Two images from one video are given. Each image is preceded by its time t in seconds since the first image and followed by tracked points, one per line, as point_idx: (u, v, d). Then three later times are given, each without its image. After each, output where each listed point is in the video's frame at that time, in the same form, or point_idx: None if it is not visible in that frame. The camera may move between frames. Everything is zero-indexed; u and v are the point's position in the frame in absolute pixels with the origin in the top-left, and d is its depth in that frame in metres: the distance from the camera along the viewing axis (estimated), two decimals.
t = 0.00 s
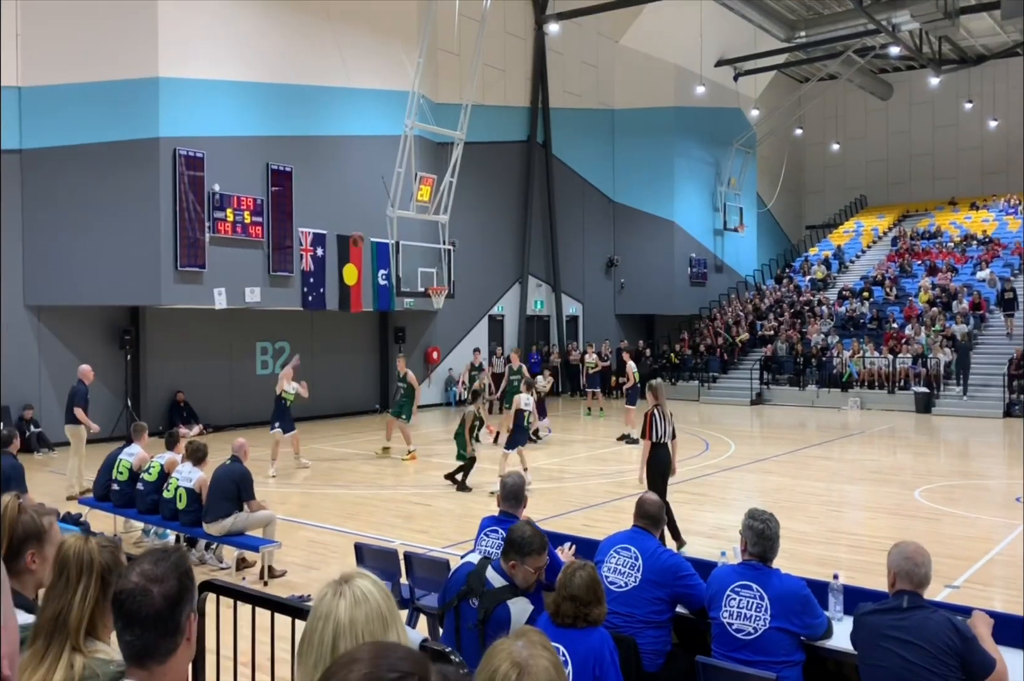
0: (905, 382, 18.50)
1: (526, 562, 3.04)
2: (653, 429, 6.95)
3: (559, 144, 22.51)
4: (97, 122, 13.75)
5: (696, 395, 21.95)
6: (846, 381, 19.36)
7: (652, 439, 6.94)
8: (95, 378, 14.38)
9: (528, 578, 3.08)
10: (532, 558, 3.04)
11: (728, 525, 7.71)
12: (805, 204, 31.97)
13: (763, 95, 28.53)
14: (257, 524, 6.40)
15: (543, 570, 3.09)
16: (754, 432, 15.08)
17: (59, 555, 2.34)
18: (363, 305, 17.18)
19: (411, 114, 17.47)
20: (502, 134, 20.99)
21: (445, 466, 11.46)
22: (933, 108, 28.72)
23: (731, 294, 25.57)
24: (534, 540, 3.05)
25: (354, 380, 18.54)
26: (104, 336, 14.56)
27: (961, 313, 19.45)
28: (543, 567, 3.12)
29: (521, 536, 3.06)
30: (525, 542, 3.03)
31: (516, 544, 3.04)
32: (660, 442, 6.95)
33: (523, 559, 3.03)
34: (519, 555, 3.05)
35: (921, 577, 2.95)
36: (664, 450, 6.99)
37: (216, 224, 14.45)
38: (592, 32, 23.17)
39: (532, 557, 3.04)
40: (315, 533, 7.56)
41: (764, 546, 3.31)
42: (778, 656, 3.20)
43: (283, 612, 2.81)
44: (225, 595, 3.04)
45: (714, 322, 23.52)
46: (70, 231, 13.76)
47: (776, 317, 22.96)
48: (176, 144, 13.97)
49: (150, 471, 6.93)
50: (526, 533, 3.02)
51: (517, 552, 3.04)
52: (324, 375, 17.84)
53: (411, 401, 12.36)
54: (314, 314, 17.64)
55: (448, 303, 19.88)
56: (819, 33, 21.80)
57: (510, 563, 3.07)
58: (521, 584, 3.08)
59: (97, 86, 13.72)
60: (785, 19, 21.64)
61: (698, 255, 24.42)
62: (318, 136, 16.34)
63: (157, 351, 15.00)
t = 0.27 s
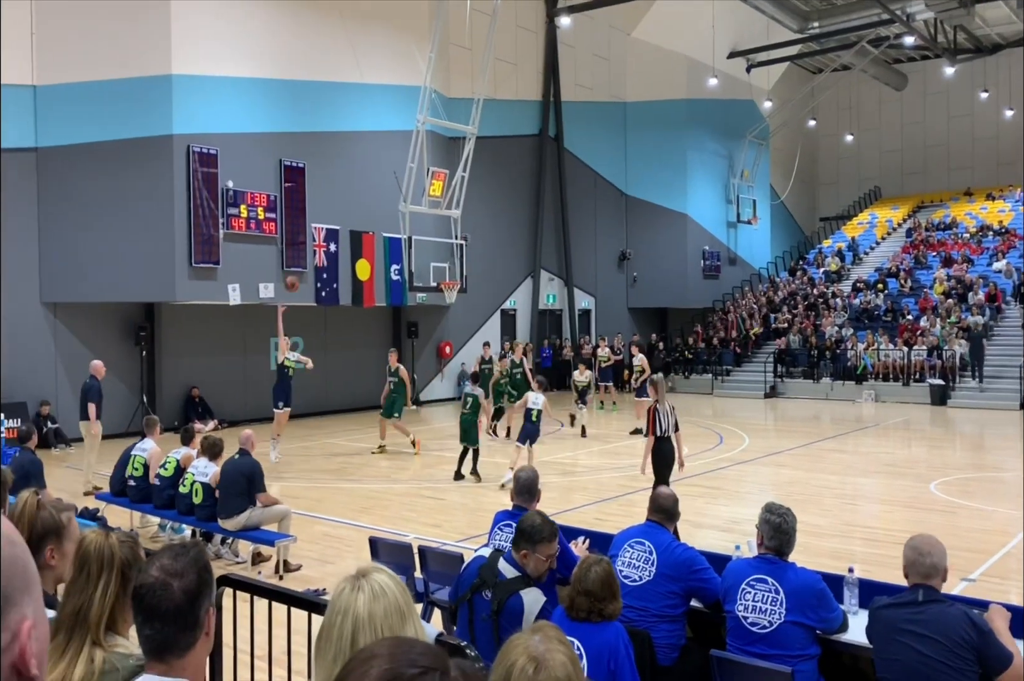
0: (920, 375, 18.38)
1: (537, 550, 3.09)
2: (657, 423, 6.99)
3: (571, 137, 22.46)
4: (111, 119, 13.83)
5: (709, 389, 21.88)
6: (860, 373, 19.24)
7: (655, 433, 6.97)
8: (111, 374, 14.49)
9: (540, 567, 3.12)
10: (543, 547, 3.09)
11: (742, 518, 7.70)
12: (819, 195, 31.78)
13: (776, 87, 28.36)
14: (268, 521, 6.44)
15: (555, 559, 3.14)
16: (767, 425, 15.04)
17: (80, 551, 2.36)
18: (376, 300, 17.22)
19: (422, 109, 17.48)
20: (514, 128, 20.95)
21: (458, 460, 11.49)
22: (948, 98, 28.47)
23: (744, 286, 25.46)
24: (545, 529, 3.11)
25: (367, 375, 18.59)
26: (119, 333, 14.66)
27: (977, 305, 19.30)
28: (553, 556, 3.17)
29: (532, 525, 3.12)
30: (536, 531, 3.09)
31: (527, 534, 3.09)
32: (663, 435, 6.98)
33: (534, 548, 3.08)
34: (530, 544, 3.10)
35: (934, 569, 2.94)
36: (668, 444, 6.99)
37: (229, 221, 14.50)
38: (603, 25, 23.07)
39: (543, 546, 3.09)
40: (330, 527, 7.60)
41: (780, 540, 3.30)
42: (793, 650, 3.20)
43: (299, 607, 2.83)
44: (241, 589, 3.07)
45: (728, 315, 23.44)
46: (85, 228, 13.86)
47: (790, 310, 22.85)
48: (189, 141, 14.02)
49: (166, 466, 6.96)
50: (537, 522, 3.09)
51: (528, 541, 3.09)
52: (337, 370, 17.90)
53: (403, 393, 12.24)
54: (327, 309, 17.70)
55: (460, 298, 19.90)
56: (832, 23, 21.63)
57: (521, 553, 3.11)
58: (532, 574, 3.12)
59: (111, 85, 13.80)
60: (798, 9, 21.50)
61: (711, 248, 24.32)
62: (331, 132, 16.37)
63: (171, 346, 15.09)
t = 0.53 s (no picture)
0: (926, 365, 18.34)
1: (540, 539, 3.08)
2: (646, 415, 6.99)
3: (576, 129, 22.44)
4: (115, 115, 13.84)
5: (715, 380, 21.86)
6: (866, 363, 19.20)
7: (644, 425, 6.98)
8: (117, 369, 14.53)
9: (543, 554, 3.11)
10: (546, 534, 3.08)
11: (748, 509, 7.70)
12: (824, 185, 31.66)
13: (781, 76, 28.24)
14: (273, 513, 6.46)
15: (558, 546, 3.13)
16: (773, 416, 15.03)
17: (86, 544, 2.38)
18: (381, 294, 17.24)
19: (426, 101, 17.47)
20: (518, 121, 20.93)
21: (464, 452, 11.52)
22: (954, 87, 28.34)
23: (750, 277, 25.40)
24: (546, 516, 3.09)
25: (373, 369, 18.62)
26: (126, 328, 14.71)
27: (983, 294, 19.24)
28: (556, 543, 3.16)
29: (533, 514, 3.09)
30: (538, 520, 3.07)
31: (529, 523, 3.06)
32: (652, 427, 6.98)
33: (537, 536, 3.06)
34: (533, 533, 3.08)
35: (936, 557, 2.93)
36: (658, 435, 7.00)
37: (234, 215, 14.52)
38: (607, 16, 23.01)
39: (545, 534, 3.07)
40: (336, 521, 7.63)
41: (785, 530, 3.30)
42: (798, 639, 3.21)
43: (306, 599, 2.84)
44: (247, 582, 3.08)
45: (734, 306, 23.42)
46: (91, 224, 13.90)
47: (795, 300, 22.80)
48: (194, 136, 14.03)
49: (172, 461, 7.04)
50: (538, 510, 3.06)
51: (531, 530, 3.07)
52: (342, 364, 17.92)
53: (396, 384, 12.19)
54: (332, 303, 17.71)
55: (465, 291, 19.91)
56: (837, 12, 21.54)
57: (524, 541, 3.09)
58: (535, 562, 3.11)
59: (115, 80, 13.81)
60: None
61: (716, 239, 24.27)
62: (335, 126, 16.37)
63: (177, 341, 15.13)
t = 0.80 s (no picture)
0: (924, 360, 18.36)
1: (536, 533, 3.15)
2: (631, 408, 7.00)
3: (575, 125, 22.43)
4: (112, 110, 13.82)
5: (712, 375, 21.89)
6: (864, 358, 19.21)
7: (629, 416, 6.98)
8: (115, 364, 14.53)
9: (539, 549, 3.18)
10: (541, 529, 3.15)
11: (745, 504, 7.72)
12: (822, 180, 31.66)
13: (779, 71, 28.22)
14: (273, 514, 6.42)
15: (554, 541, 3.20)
16: (770, 411, 15.06)
17: (83, 540, 2.38)
18: (379, 289, 17.24)
19: (424, 96, 17.45)
20: (515, 116, 20.90)
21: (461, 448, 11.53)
22: (952, 82, 28.31)
23: (748, 272, 25.41)
24: (542, 511, 3.16)
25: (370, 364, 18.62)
26: (123, 324, 14.70)
27: (981, 289, 19.26)
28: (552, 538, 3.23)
29: (530, 508, 3.17)
30: (533, 515, 3.14)
31: (526, 518, 3.14)
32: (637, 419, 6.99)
33: (534, 530, 3.14)
34: (529, 528, 3.16)
35: (936, 555, 2.95)
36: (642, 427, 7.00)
37: (231, 210, 14.50)
38: (605, 11, 22.98)
39: (541, 528, 3.15)
40: (334, 517, 7.64)
41: (782, 525, 3.31)
42: (794, 634, 3.22)
43: (303, 594, 2.85)
44: (244, 577, 3.09)
45: (731, 301, 23.43)
46: (88, 219, 13.89)
47: (793, 295, 22.82)
48: (191, 131, 14.01)
49: (170, 456, 7.03)
50: (535, 504, 3.14)
51: (527, 525, 3.14)
52: (340, 360, 17.92)
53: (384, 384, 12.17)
54: (330, 299, 17.70)
55: (463, 286, 19.91)
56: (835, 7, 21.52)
57: (521, 536, 3.16)
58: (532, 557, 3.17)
59: (111, 76, 13.79)
60: None
61: (714, 234, 24.27)
62: (332, 121, 16.35)
63: (175, 337, 15.13)
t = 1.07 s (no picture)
0: (917, 360, 18.42)
1: (531, 531, 3.13)
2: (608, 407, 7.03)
3: (570, 124, 22.43)
4: (106, 106, 13.76)
5: (706, 375, 21.93)
6: (857, 359, 19.27)
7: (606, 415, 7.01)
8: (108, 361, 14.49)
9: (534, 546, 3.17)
10: (536, 527, 3.14)
11: (739, 503, 7.74)
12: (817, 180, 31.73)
13: (774, 71, 28.25)
14: (267, 500, 6.44)
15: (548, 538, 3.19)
16: (764, 410, 15.10)
17: (77, 536, 2.38)
18: (373, 287, 17.22)
19: (419, 94, 17.44)
20: (510, 115, 20.89)
21: (455, 446, 11.53)
22: (946, 83, 28.39)
23: (742, 272, 25.45)
24: (537, 508, 3.16)
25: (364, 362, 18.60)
26: (117, 320, 14.66)
27: (973, 290, 19.31)
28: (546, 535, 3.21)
29: (524, 506, 3.16)
30: (527, 512, 3.14)
31: (520, 516, 3.13)
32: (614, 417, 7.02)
33: (528, 529, 3.12)
34: (524, 526, 3.14)
35: (929, 555, 2.97)
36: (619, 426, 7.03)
37: (225, 207, 14.46)
38: (600, 11, 22.98)
39: (536, 525, 3.14)
40: (327, 515, 7.63)
41: (775, 524, 3.31)
42: (786, 633, 3.23)
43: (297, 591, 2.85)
44: (238, 574, 3.09)
45: (725, 301, 23.47)
46: (82, 215, 13.85)
47: (787, 295, 22.87)
48: (185, 127, 13.97)
49: (163, 453, 6.99)
50: (528, 502, 3.13)
51: (522, 523, 3.13)
52: (334, 357, 17.90)
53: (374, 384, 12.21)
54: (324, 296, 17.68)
55: (458, 284, 19.90)
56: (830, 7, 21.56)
57: (516, 534, 3.14)
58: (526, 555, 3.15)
59: (106, 71, 13.75)
60: None
61: (708, 234, 24.30)
62: (327, 118, 16.31)
63: (168, 334, 15.09)
